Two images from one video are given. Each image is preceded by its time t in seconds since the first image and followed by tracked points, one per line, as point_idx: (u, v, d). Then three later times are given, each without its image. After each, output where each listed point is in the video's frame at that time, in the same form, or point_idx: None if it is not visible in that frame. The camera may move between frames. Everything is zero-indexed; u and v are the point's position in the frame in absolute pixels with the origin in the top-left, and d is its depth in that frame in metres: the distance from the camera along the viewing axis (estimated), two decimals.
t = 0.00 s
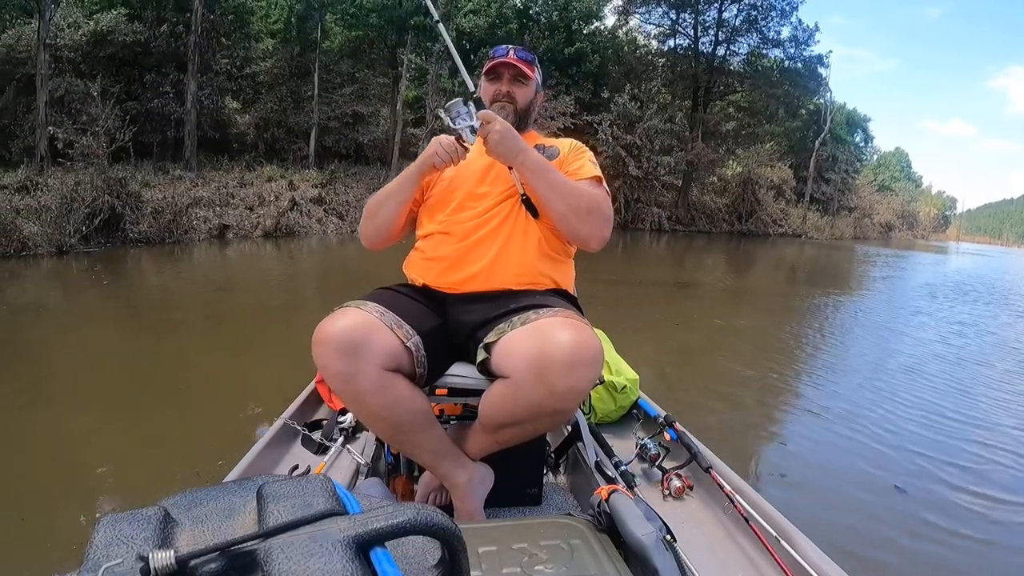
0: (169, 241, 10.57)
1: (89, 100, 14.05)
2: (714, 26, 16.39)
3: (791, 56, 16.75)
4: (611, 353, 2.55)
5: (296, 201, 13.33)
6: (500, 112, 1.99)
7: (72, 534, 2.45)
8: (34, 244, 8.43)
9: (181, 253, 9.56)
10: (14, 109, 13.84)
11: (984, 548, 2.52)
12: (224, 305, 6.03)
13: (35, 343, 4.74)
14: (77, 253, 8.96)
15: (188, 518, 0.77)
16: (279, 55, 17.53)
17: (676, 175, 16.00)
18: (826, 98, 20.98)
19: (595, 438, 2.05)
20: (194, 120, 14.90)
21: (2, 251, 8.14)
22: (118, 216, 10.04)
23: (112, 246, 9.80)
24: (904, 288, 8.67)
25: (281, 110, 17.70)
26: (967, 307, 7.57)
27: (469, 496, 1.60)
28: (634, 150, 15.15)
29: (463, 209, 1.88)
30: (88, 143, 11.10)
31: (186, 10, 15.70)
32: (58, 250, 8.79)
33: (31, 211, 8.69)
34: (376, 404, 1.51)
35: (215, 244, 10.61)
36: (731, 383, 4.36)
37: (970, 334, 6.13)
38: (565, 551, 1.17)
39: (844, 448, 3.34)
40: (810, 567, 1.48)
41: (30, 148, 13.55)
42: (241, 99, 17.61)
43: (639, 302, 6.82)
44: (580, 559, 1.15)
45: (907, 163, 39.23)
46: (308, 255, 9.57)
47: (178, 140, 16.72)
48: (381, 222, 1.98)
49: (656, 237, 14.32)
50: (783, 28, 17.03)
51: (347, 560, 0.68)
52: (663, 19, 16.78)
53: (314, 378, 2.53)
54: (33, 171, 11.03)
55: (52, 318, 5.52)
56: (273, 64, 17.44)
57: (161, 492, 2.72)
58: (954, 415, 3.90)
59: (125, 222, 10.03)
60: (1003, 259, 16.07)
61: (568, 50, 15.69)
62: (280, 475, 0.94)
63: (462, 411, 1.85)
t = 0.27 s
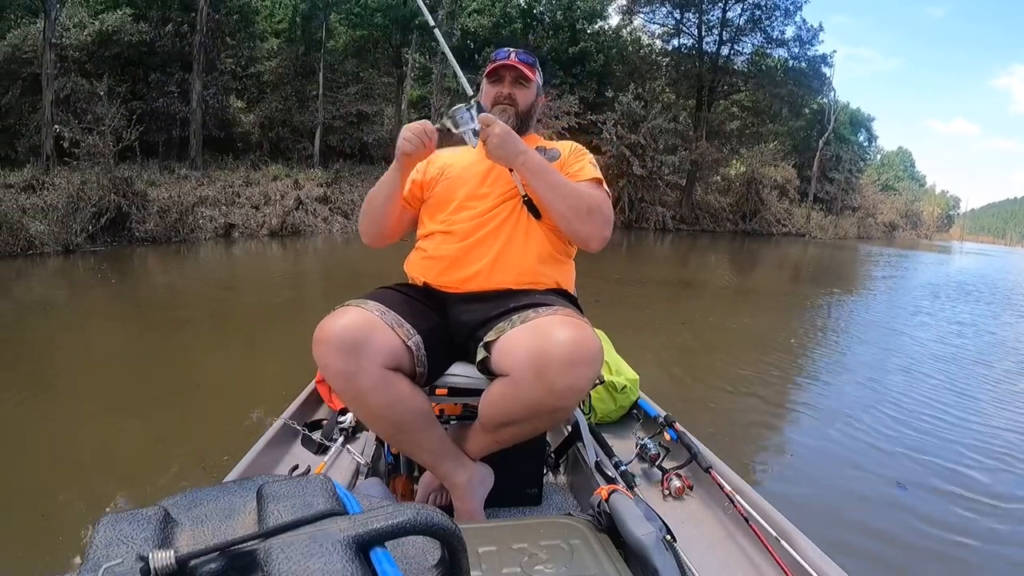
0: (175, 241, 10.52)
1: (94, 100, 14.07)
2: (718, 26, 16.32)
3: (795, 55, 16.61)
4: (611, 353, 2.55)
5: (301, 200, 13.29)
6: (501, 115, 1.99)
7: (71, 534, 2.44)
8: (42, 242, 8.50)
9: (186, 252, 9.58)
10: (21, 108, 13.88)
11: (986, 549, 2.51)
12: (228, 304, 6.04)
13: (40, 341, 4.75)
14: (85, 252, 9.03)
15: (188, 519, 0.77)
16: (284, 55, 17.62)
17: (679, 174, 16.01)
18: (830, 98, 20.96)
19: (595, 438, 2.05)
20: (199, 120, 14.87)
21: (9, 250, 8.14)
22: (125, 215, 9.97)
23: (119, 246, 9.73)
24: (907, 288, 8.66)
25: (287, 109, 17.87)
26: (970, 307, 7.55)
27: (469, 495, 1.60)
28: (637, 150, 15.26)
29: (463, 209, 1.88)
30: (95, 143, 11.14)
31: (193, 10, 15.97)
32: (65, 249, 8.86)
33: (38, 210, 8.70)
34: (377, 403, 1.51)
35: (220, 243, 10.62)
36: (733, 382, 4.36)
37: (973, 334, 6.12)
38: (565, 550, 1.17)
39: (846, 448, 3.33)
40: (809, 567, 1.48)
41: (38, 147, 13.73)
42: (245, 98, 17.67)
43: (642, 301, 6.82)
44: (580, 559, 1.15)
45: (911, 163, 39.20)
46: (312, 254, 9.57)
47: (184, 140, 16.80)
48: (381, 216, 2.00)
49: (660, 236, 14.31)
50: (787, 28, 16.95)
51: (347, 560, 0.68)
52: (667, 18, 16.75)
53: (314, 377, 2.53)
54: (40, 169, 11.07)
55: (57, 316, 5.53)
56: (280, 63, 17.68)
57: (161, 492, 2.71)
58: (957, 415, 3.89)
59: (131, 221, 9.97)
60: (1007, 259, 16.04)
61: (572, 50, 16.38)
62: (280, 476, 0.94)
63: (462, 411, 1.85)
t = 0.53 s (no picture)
0: (181, 240, 10.57)
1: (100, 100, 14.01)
2: (723, 26, 16.36)
3: (799, 56, 16.66)
4: (611, 354, 2.54)
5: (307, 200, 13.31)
6: (501, 114, 1.98)
7: (72, 533, 2.44)
8: (48, 242, 8.51)
9: (193, 252, 9.61)
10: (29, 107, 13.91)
11: (987, 550, 2.51)
12: (232, 303, 6.05)
13: (46, 340, 4.76)
14: (91, 252, 9.06)
15: (188, 518, 0.77)
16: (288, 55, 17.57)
17: (684, 174, 16.00)
18: (834, 98, 20.94)
19: (595, 438, 2.04)
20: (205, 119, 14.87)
21: (18, 248, 8.16)
22: (131, 214, 10.17)
23: (124, 245, 9.88)
24: (910, 288, 8.65)
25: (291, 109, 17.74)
26: (974, 308, 7.54)
27: (468, 496, 1.60)
28: (643, 150, 15.05)
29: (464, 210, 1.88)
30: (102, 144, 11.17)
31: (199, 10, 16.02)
32: (71, 248, 8.90)
33: (45, 209, 8.72)
34: (377, 403, 1.51)
35: (226, 243, 10.63)
36: (736, 383, 4.36)
37: (977, 335, 6.11)
38: (565, 550, 1.17)
39: (847, 449, 3.32)
40: (809, 567, 1.48)
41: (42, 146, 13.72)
42: (250, 98, 17.63)
43: (645, 301, 6.83)
44: (580, 559, 1.15)
45: (915, 164, 39.19)
46: (318, 254, 9.59)
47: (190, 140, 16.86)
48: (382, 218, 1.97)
49: (665, 236, 14.31)
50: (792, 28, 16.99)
51: (347, 559, 0.68)
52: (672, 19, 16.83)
53: (314, 378, 2.53)
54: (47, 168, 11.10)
55: (63, 315, 5.54)
56: (283, 64, 17.54)
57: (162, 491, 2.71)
58: (958, 416, 3.89)
59: (137, 220, 10.13)
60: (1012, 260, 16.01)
61: (577, 50, 15.83)
62: (281, 475, 0.94)
63: (463, 411, 1.85)
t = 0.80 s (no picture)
0: (188, 240, 10.57)
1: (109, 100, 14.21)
2: (728, 29, 16.25)
3: (804, 58, 16.77)
4: (612, 354, 2.54)
5: (313, 200, 13.33)
6: (502, 112, 1.99)
7: (73, 529, 2.46)
8: (55, 241, 8.49)
9: (199, 251, 9.63)
10: (37, 107, 13.98)
11: (988, 553, 2.51)
12: (236, 303, 6.06)
13: (52, 338, 4.77)
14: (98, 251, 9.09)
15: (187, 518, 0.77)
16: (295, 55, 17.62)
17: (689, 176, 15.98)
18: (839, 101, 20.93)
19: (595, 438, 2.04)
20: (211, 120, 14.90)
21: (26, 247, 8.13)
22: (138, 214, 10.15)
23: (131, 243, 9.90)
24: (914, 291, 8.63)
25: (297, 110, 17.86)
26: (977, 311, 7.52)
27: (468, 498, 1.60)
28: (648, 151, 15.16)
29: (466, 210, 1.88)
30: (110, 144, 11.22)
31: (205, 10, 15.96)
32: (78, 248, 8.90)
33: (53, 208, 8.74)
34: (377, 404, 1.51)
35: (233, 243, 10.66)
36: (738, 384, 4.35)
37: (980, 337, 6.10)
38: (565, 550, 1.17)
39: (848, 451, 3.32)
40: (809, 567, 1.48)
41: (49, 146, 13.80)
42: (256, 99, 17.69)
43: (648, 302, 6.82)
44: (580, 559, 1.15)
45: (919, 166, 39.17)
46: (323, 254, 9.59)
47: (197, 140, 16.91)
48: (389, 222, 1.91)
49: (669, 238, 14.33)
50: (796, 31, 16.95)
51: (347, 559, 0.68)
52: (678, 21, 16.59)
53: (314, 377, 2.53)
54: (54, 168, 11.16)
55: (70, 314, 5.56)
56: (290, 65, 17.65)
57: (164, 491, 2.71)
58: (961, 419, 3.89)
59: (144, 220, 10.13)
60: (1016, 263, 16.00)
61: (583, 51, 16.02)
62: (281, 476, 0.94)
63: (463, 411, 1.85)
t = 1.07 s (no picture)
0: (196, 240, 10.68)
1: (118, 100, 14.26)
2: (733, 30, 16.37)
3: (809, 60, 16.58)
4: (612, 354, 2.54)
5: (320, 201, 13.34)
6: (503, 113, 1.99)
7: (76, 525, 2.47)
8: (64, 240, 8.52)
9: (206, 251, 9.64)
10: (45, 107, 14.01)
11: (989, 555, 2.51)
12: (241, 303, 6.06)
13: (58, 338, 4.77)
14: (106, 251, 9.12)
15: (188, 518, 0.77)
16: (301, 56, 17.58)
17: (694, 177, 15.96)
18: (843, 103, 20.89)
19: (595, 438, 2.04)
20: (218, 120, 14.94)
21: (35, 247, 8.13)
22: (146, 214, 10.20)
23: (139, 243, 9.95)
24: (918, 293, 8.60)
25: (304, 111, 17.71)
26: (982, 313, 7.50)
27: (467, 498, 1.60)
28: (653, 153, 15.17)
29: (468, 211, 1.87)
30: (118, 145, 11.26)
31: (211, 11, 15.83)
32: (87, 248, 8.92)
33: (61, 208, 8.75)
34: (376, 405, 1.51)
35: (240, 243, 10.68)
36: (741, 385, 4.35)
37: (985, 340, 6.08)
38: (565, 550, 1.17)
39: (849, 452, 3.32)
40: (809, 567, 1.48)
41: (56, 146, 13.82)
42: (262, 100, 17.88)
43: (652, 304, 6.81)
44: (580, 559, 1.15)
45: (923, 168, 39.13)
46: (328, 255, 9.59)
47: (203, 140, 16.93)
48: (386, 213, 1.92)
49: (674, 239, 14.34)
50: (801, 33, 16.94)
51: (346, 559, 0.68)
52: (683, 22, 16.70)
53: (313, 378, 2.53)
54: (62, 168, 11.21)
55: (76, 313, 5.56)
56: (296, 66, 17.65)
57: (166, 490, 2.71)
58: (964, 421, 3.88)
59: (152, 220, 10.18)
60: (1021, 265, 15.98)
61: (588, 53, 15.67)
62: (281, 476, 0.94)
63: (463, 412, 1.84)
